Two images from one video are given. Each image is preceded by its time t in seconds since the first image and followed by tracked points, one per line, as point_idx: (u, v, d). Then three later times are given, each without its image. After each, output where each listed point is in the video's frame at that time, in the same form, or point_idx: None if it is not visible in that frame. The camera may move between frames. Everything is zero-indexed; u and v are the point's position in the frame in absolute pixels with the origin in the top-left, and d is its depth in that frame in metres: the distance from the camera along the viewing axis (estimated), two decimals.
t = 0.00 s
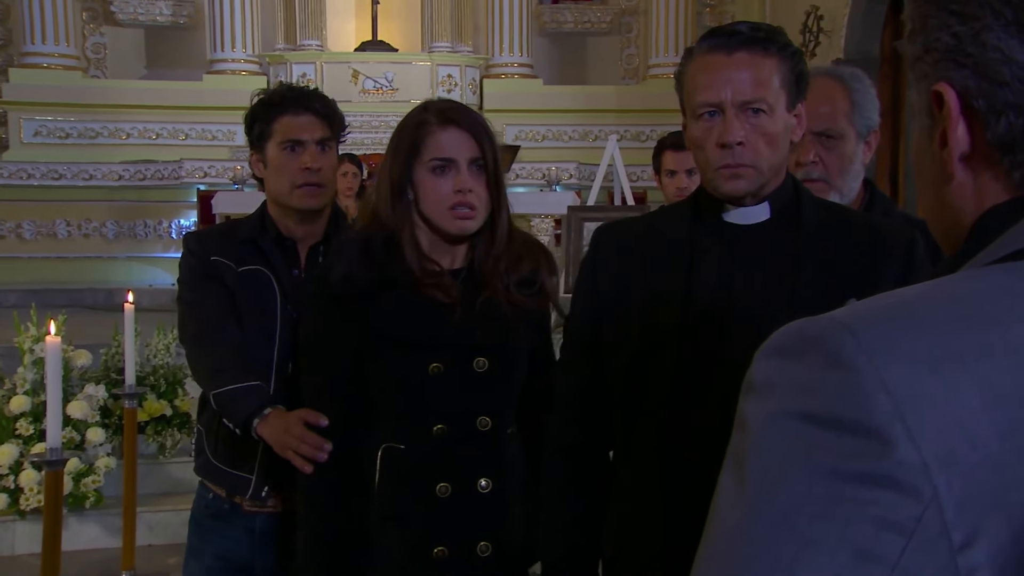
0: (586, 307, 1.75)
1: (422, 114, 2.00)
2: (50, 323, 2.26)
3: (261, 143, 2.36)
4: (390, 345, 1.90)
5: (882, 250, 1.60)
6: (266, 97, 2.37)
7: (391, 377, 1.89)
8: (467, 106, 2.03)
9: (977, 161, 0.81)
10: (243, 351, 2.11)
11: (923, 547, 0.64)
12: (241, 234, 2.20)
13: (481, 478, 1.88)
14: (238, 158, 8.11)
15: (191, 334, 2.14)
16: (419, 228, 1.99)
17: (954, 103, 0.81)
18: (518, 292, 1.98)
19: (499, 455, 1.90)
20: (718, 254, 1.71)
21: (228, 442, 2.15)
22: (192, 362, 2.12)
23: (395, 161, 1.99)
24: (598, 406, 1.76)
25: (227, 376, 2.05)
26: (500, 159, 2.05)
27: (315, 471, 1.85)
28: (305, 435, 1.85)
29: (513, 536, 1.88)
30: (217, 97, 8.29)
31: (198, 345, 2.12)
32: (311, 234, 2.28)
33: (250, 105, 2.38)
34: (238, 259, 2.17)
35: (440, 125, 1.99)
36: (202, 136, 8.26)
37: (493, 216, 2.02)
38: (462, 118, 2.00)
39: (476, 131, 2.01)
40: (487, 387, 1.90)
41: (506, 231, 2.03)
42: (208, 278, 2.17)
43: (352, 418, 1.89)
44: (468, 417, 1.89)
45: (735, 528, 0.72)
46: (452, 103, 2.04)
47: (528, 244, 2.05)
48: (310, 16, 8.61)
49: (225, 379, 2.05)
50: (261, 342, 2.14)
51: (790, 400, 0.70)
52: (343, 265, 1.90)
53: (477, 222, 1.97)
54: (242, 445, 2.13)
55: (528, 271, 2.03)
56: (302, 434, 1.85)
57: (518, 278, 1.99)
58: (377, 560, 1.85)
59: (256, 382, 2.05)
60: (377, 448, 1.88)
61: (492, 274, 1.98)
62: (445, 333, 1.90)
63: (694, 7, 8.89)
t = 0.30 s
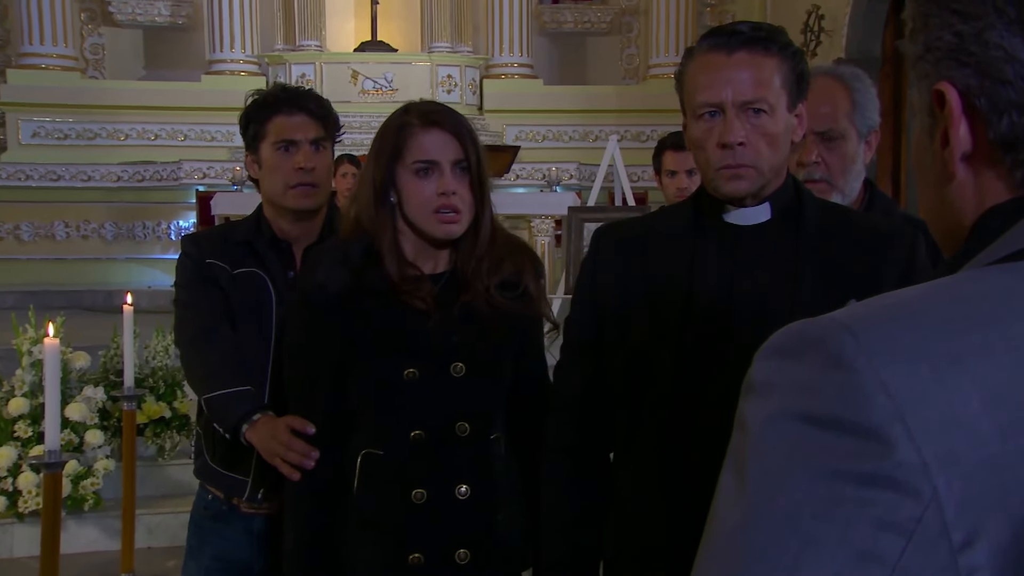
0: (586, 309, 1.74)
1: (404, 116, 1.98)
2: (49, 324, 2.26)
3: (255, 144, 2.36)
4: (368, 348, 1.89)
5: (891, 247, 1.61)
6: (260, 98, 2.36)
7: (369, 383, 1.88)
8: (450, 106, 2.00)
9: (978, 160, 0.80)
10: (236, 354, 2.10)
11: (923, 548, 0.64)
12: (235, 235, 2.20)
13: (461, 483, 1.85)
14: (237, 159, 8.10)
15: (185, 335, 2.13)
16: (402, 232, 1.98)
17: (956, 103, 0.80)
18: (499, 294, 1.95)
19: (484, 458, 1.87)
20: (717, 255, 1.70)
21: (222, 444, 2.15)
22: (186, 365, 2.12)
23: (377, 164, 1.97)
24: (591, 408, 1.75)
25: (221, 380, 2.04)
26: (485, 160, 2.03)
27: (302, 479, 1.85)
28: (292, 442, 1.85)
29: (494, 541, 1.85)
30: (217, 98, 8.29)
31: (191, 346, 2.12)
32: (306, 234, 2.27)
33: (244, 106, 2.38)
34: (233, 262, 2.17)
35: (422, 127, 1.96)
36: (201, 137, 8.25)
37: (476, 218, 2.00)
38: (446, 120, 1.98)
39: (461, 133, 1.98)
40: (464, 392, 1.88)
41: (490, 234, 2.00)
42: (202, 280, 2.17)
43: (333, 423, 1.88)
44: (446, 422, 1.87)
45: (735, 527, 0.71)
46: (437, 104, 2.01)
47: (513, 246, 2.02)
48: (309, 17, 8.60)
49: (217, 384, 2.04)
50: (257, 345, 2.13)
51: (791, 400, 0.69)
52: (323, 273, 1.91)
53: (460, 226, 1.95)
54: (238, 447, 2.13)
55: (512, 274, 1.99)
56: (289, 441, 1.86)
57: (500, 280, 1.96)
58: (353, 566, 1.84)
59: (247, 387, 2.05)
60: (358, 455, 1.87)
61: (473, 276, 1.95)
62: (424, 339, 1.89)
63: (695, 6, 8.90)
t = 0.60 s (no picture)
0: (584, 314, 1.74)
1: (395, 119, 1.97)
2: (45, 328, 2.26)
3: (241, 148, 2.36)
4: (354, 357, 1.88)
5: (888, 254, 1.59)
6: (245, 102, 2.36)
7: (357, 392, 1.87)
8: (441, 110, 2.00)
9: (977, 164, 0.80)
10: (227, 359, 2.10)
11: (921, 552, 0.63)
12: (222, 240, 2.19)
13: (452, 494, 1.84)
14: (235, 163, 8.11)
15: (175, 340, 2.14)
16: (392, 238, 1.97)
17: (954, 107, 0.80)
18: (487, 300, 1.94)
19: (476, 465, 1.87)
20: (713, 260, 1.70)
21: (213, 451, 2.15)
22: (177, 371, 2.12)
23: (367, 168, 1.96)
24: (586, 414, 1.74)
25: (213, 384, 2.04)
26: (476, 164, 2.02)
27: (292, 488, 1.86)
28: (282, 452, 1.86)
29: (486, 548, 1.85)
30: (215, 102, 8.29)
31: (181, 351, 2.12)
32: (293, 238, 2.27)
33: (229, 111, 2.38)
34: (222, 267, 2.17)
35: (413, 130, 1.96)
36: (200, 141, 8.24)
37: (468, 223, 1.99)
38: (436, 123, 1.97)
39: (451, 137, 1.98)
40: (455, 400, 1.87)
41: (480, 238, 1.99)
42: (190, 285, 2.16)
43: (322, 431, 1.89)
44: (435, 431, 1.86)
45: (731, 533, 0.71)
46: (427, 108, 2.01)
47: (503, 251, 2.02)
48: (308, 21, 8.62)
49: (209, 389, 2.04)
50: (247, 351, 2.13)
51: (787, 404, 0.69)
52: (313, 284, 1.89)
53: (452, 229, 1.94)
54: (229, 452, 2.12)
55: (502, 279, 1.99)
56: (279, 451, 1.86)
57: (490, 286, 1.96)
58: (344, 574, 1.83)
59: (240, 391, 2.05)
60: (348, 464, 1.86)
61: (464, 281, 1.94)
62: (409, 349, 1.88)
63: (694, 10, 8.91)
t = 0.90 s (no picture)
0: (586, 317, 1.74)
1: (397, 122, 1.97)
2: (45, 335, 2.26)
3: (228, 153, 2.36)
4: (354, 365, 1.88)
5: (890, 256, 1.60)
6: (233, 108, 2.37)
7: (358, 400, 1.87)
8: (444, 112, 1.99)
9: (980, 168, 0.80)
10: (221, 363, 2.10)
11: (920, 553, 0.63)
12: (210, 248, 2.19)
13: (453, 500, 1.83)
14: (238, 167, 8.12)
15: (165, 347, 2.13)
16: (395, 241, 1.97)
17: (958, 111, 0.80)
18: (491, 304, 1.94)
19: (475, 471, 1.87)
20: (716, 265, 1.69)
21: (202, 459, 2.14)
22: (167, 376, 2.12)
23: (370, 172, 1.96)
24: (587, 419, 1.75)
25: (207, 387, 2.04)
26: (481, 167, 2.01)
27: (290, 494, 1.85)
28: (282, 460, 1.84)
29: (487, 555, 1.84)
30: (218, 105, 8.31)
31: (172, 356, 2.12)
32: (279, 245, 2.27)
33: (216, 116, 2.38)
34: (210, 274, 2.17)
35: (415, 133, 1.96)
36: (202, 145, 8.25)
37: (472, 227, 1.98)
38: (440, 126, 1.97)
39: (454, 139, 1.97)
40: (453, 406, 1.88)
41: (484, 242, 1.98)
42: (179, 291, 2.16)
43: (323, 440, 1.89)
44: (435, 438, 1.86)
45: (733, 535, 0.71)
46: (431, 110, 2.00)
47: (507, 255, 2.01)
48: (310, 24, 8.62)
49: (200, 392, 2.04)
50: (234, 356, 2.13)
51: (787, 407, 0.69)
52: (313, 292, 1.89)
53: (454, 232, 1.94)
54: (218, 457, 2.13)
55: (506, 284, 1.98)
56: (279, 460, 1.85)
57: (492, 291, 1.95)
58: None
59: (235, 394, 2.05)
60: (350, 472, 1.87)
61: (466, 285, 1.93)
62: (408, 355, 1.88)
63: (696, 13, 8.92)
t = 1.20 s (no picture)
0: (584, 317, 1.74)
1: (407, 123, 1.98)
2: (45, 338, 2.27)
3: (239, 154, 2.35)
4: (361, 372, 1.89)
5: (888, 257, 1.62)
6: (244, 108, 2.37)
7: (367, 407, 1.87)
8: (452, 113, 2.01)
9: (974, 170, 0.80)
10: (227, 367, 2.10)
11: (913, 550, 0.64)
12: (221, 249, 2.20)
13: (465, 508, 1.83)
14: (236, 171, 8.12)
15: (178, 348, 2.14)
16: (403, 243, 1.99)
17: (951, 114, 0.80)
18: (498, 308, 1.96)
19: (485, 477, 1.87)
20: (714, 265, 1.70)
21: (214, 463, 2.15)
22: (179, 377, 2.13)
23: (380, 172, 1.98)
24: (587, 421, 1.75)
25: (212, 391, 2.05)
26: (489, 171, 2.04)
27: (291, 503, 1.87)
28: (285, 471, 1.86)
29: (497, 563, 1.83)
30: (216, 109, 8.33)
31: (184, 359, 2.12)
32: (293, 245, 2.27)
33: (228, 116, 2.38)
34: (222, 275, 2.17)
35: (425, 133, 1.98)
36: (200, 148, 8.28)
37: (480, 232, 2.01)
38: (449, 127, 1.99)
39: (463, 141, 1.99)
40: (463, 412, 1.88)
41: (493, 245, 2.01)
42: (192, 293, 2.16)
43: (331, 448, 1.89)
44: (447, 444, 1.86)
45: (728, 531, 0.72)
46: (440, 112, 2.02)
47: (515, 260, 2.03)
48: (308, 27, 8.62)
49: (209, 395, 2.05)
50: (249, 358, 2.14)
51: (781, 406, 0.69)
52: (318, 298, 1.90)
53: (463, 234, 1.95)
54: (233, 460, 2.14)
55: (514, 289, 2.00)
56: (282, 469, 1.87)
57: (503, 297, 1.97)
58: None
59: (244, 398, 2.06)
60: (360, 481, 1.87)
61: (477, 290, 1.95)
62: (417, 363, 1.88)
63: (694, 15, 8.94)
